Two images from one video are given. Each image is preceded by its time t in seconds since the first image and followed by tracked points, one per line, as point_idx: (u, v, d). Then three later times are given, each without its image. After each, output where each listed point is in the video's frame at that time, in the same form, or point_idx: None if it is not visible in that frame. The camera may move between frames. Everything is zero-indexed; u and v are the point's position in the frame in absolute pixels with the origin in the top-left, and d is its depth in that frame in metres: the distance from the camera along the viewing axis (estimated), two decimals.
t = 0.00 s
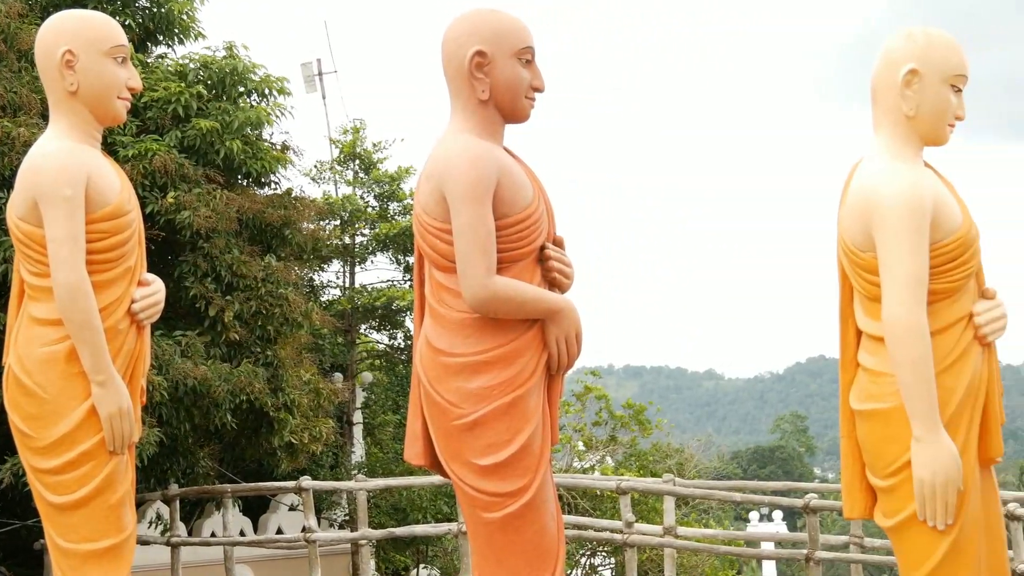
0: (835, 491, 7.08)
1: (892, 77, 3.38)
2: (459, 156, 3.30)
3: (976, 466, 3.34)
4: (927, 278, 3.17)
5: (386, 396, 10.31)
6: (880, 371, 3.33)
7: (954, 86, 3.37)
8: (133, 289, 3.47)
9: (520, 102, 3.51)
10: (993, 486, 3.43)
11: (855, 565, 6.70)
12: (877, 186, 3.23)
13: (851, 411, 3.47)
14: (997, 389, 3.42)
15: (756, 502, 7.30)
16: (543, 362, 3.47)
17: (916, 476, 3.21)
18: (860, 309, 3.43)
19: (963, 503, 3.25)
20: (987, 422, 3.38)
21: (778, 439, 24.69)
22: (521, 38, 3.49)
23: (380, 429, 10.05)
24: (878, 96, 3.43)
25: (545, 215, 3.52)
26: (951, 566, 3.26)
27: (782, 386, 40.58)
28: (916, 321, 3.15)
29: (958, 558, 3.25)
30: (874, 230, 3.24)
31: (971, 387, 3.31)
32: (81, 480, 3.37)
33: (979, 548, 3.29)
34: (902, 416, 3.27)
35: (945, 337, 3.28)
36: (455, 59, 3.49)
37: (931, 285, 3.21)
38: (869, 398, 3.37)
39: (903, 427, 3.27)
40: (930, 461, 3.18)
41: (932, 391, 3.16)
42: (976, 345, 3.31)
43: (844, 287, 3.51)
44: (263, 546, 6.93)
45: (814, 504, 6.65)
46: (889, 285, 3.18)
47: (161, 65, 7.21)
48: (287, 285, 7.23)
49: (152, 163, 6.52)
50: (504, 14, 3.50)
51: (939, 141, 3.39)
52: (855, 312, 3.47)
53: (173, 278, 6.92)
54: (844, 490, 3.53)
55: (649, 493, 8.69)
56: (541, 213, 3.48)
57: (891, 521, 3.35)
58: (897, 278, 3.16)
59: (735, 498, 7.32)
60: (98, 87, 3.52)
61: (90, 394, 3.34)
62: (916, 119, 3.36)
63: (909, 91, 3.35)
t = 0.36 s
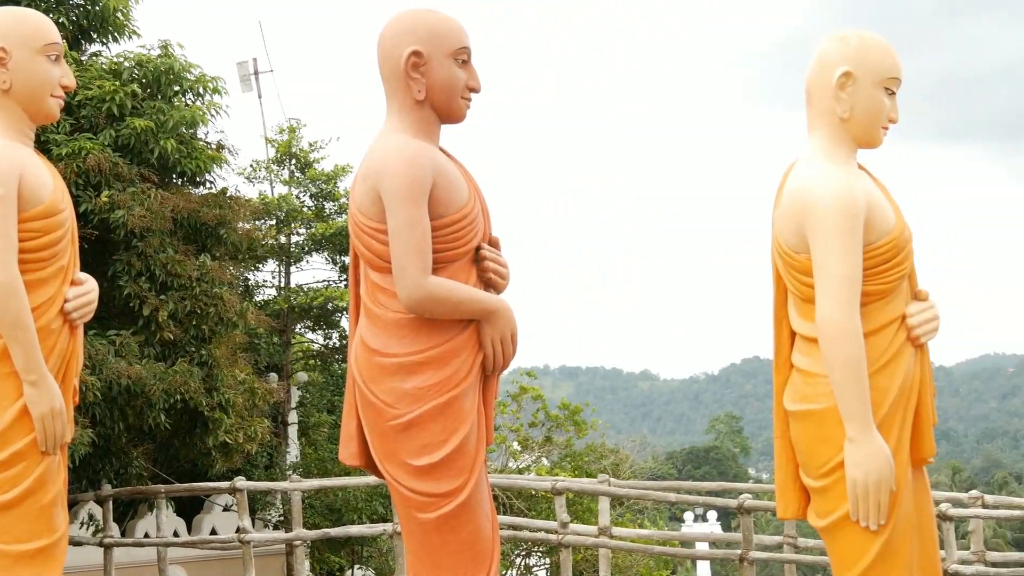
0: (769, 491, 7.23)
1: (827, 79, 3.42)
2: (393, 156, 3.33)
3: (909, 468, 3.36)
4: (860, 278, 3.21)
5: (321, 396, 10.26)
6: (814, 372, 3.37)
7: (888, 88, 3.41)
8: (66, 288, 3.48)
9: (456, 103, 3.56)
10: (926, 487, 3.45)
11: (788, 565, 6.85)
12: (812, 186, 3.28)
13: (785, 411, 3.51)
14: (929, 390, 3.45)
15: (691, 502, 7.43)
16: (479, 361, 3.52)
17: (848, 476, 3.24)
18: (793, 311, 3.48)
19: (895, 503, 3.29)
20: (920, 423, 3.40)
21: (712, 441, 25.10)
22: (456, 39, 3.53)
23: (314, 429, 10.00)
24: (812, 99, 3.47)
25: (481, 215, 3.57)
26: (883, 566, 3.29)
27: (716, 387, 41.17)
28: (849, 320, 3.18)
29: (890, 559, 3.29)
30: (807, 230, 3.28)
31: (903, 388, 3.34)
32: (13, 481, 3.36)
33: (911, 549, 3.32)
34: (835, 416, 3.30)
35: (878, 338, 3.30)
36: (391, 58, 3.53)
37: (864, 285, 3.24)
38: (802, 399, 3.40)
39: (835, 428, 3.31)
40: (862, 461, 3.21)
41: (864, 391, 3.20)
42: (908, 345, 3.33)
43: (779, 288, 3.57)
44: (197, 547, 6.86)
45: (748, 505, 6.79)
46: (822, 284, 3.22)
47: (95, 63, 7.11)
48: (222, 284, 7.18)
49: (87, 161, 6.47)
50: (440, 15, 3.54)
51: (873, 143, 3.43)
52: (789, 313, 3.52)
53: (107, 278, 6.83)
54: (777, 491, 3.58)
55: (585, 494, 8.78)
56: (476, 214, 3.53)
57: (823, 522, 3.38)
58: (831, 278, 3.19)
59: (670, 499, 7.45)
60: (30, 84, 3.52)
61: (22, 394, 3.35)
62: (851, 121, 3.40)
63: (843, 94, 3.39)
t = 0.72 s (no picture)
0: (707, 492, 7.37)
1: (765, 81, 3.53)
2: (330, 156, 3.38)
3: (846, 469, 3.47)
4: (797, 278, 3.31)
5: (260, 396, 10.20)
6: (750, 373, 3.47)
7: (824, 91, 3.52)
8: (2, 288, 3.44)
9: (394, 102, 3.60)
10: (863, 487, 3.57)
11: (725, 565, 6.99)
12: (749, 188, 3.38)
13: (723, 413, 3.60)
14: (865, 391, 3.56)
15: (629, 503, 7.54)
16: (417, 362, 3.56)
17: (785, 477, 3.34)
18: (730, 312, 3.59)
19: (831, 503, 3.39)
20: (856, 424, 3.51)
21: (651, 441, 25.47)
22: (396, 39, 3.57)
23: (252, 429, 9.95)
24: (751, 100, 3.57)
25: (419, 215, 3.62)
26: (819, 565, 3.39)
27: (653, 387, 41.59)
28: (785, 321, 3.28)
29: (826, 558, 3.38)
30: (744, 232, 3.38)
31: (840, 389, 3.45)
32: None
33: (847, 548, 3.42)
34: (771, 416, 3.40)
35: (815, 339, 3.41)
36: (330, 57, 3.56)
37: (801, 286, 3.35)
38: (740, 400, 3.50)
39: (772, 429, 3.41)
40: (798, 461, 3.31)
41: (799, 391, 3.30)
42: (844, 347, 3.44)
43: (717, 291, 3.67)
44: (134, 547, 6.81)
45: (685, 505, 6.91)
46: (758, 286, 3.32)
47: (31, 60, 7.01)
48: (159, 283, 7.11)
49: (23, 160, 6.40)
50: (379, 15, 3.58)
51: (810, 145, 3.54)
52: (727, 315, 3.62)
53: (42, 277, 6.74)
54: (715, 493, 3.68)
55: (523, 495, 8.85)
56: (415, 214, 3.57)
57: (761, 522, 3.48)
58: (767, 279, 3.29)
59: (610, 500, 7.55)
60: None
61: None
62: (788, 123, 3.50)
63: (780, 95, 3.50)
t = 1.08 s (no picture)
0: (647, 493, 7.49)
1: (705, 82, 3.62)
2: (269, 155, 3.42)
3: (784, 469, 3.57)
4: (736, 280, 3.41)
5: (200, 397, 10.11)
6: (690, 374, 3.56)
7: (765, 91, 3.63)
8: None
9: (335, 101, 3.64)
10: (800, 488, 3.68)
11: (664, 565, 7.11)
12: (688, 188, 3.47)
13: (664, 413, 3.69)
14: (803, 391, 3.67)
15: (570, 503, 7.63)
16: (356, 362, 3.60)
17: (724, 477, 3.43)
18: (670, 313, 3.69)
19: (770, 503, 3.49)
20: (795, 424, 3.63)
21: (591, 441, 25.74)
22: (336, 39, 3.61)
23: (190, 430, 9.86)
24: (691, 101, 3.67)
25: (359, 215, 3.66)
26: (757, 565, 3.48)
27: (593, 388, 41.89)
28: (725, 321, 3.38)
29: (764, 557, 3.48)
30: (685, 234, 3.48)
31: (778, 389, 3.55)
32: None
33: (785, 548, 3.52)
34: (711, 416, 3.50)
35: (755, 340, 3.52)
36: (270, 56, 3.59)
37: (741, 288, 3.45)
38: (679, 400, 3.59)
39: (711, 429, 3.50)
40: (737, 461, 3.41)
41: (738, 391, 3.40)
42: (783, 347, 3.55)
43: (657, 292, 3.76)
44: (72, 548, 6.73)
45: (625, 505, 7.02)
46: (699, 287, 3.41)
47: None
48: (98, 283, 7.04)
49: None
50: (320, 14, 3.62)
51: (750, 147, 3.65)
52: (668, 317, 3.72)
53: None
54: (654, 493, 3.77)
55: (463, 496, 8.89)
56: (355, 213, 3.62)
57: (700, 522, 3.57)
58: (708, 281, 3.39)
59: (551, 500, 7.63)
60: None
61: None
62: (729, 124, 3.60)
63: (721, 96, 3.60)
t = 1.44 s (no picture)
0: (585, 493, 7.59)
1: (643, 84, 3.73)
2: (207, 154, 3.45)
3: (722, 469, 3.69)
4: (675, 283, 3.51)
5: (138, 397, 9.98)
6: (629, 374, 3.66)
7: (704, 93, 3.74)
8: None
9: (274, 101, 3.68)
10: (738, 487, 3.80)
11: (603, 565, 7.21)
12: (628, 190, 3.57)
13: (602, 413, 3.79)
14: (740, 391, 3.79)
15: (509, 503, 7.71)
16: (294, 362, 3.64)
17: (663, 477, 3.54)
18: (609, 315, 3.78)
19: (708, 503, 3.60)
20: (733, 424, 3.75)
21: (531, 441, 25.94)
22: (275, 37, 3.65)
23: (128, 430, 9.76)
24: (630, 102, 3.76)
25: (298, 215, 3.70)
26: (695, 564, 3.59)
27: (533, 389, 42.11)
28: (663, 322, 3.48)
29: (702, 557, 3.59)
30: (624, 236, 3.58)
31: (716, 390, 3.67)
32: None
33: (723, 547, 3.64)
34: (650, 417, 3.60)
35: (693, 340, 3.63)
36: (209, 54, 3.63)
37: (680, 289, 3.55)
38: (618, 401, 3.69)
39: (650, 430, 3.60)
40: (675, 462, 3.51)
41: (677, 393, 3.50)
42: (721, 348, 3.66)
43: (596, 293, 3.86)
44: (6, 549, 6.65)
45: (564, 505, 7.12)
46: (637, 288, 3.51)
47: None
48: (35, 282, 6.96)
49: None
50: (260, 13, 3.65)
51: (690, 147, 3.76)
52: (607, 317, 3.82)
53: None
54: (593, 493, 3.86)
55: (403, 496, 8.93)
56: (294, 213, 3.66)
57: (639, 522, 3.66)
58: (646, 282, 3.48)
59: (490, 501, 7.70)
60: None
61: None
62: (668, 125, 3.71)
63: (660, 98, 3.70)
